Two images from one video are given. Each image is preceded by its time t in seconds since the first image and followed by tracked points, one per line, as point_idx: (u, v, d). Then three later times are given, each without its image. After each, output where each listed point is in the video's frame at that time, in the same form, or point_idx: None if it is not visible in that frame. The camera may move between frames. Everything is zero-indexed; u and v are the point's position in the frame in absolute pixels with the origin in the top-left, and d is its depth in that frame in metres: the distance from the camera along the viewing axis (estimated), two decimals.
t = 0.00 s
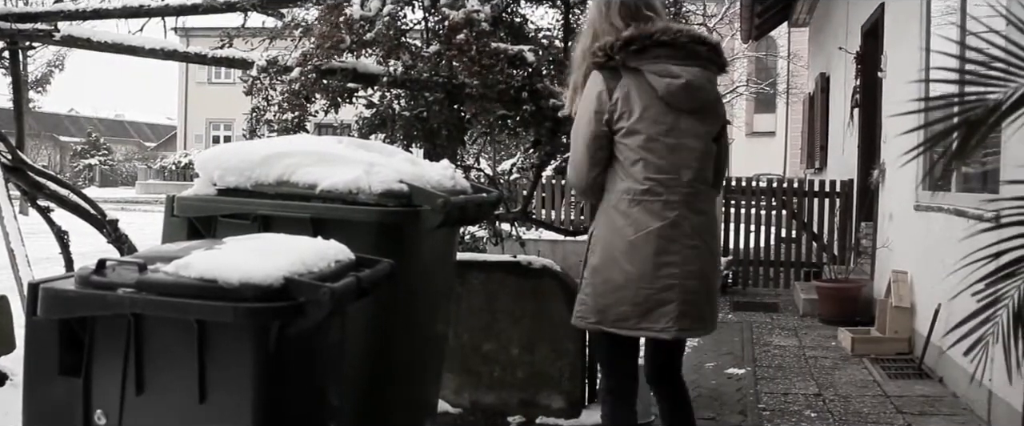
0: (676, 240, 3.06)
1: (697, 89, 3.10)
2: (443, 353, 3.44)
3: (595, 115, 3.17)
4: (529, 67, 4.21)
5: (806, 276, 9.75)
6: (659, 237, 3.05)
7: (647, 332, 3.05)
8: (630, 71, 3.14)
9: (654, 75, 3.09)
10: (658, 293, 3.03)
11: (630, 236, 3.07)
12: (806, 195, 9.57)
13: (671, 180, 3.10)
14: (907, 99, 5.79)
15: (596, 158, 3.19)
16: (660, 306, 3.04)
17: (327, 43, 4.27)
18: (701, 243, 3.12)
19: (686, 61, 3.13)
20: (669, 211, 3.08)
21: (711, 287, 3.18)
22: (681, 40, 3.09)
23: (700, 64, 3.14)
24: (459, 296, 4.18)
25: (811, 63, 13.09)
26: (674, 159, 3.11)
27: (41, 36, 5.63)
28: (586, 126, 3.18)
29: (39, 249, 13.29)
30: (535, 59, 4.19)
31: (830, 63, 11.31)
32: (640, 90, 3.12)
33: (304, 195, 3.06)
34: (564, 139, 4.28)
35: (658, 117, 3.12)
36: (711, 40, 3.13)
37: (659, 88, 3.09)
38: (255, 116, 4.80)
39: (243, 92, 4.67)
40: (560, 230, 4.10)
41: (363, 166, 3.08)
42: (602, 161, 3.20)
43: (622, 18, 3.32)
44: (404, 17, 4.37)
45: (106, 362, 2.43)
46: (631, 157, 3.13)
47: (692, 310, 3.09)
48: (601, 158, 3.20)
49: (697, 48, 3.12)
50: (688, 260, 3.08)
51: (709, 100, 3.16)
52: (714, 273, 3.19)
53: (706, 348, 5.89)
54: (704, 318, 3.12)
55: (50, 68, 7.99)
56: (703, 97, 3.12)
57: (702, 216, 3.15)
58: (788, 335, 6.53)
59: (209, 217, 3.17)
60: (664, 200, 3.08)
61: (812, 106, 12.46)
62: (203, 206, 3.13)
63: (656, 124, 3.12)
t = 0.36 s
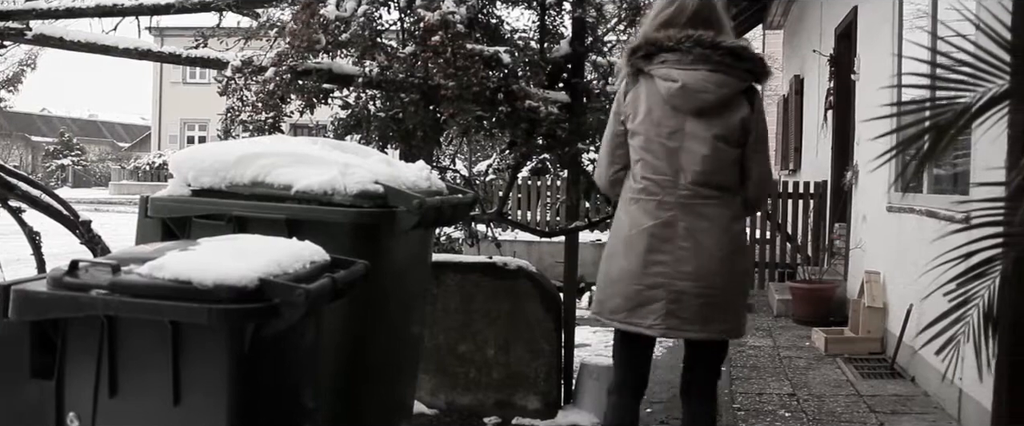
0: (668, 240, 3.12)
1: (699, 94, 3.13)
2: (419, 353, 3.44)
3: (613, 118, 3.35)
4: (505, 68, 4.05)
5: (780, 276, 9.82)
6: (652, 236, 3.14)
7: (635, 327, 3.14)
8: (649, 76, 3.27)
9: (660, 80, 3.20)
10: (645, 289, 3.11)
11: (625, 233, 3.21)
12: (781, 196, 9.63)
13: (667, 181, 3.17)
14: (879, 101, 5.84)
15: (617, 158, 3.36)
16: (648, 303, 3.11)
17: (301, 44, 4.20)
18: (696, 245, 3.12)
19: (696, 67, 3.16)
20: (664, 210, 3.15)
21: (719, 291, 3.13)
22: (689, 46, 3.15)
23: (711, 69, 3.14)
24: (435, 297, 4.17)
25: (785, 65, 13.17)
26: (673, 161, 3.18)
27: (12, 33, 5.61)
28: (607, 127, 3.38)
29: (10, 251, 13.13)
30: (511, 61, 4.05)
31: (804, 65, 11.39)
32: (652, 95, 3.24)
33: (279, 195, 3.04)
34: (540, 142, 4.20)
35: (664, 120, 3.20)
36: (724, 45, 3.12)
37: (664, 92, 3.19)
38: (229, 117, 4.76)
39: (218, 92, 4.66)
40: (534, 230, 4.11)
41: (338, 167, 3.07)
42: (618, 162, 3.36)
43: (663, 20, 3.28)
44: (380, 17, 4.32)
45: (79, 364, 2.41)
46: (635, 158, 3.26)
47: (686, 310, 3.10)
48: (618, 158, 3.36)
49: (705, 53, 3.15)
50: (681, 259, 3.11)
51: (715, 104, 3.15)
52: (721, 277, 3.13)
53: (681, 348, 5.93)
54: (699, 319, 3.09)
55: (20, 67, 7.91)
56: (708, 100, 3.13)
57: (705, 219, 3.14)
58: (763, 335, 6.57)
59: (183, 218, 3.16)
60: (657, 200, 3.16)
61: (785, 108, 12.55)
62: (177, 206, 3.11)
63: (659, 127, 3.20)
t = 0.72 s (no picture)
0: (662, 233, 3.19)
1: (699, 94, 3.20)
2: (397, 354, 3.44)
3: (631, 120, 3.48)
4: (482, 69, 4.06)
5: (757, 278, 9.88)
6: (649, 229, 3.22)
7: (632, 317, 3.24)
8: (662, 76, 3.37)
9: (668, 79, 3.31)
10: (640, 281, 3.21)
11: (631, 227, 3.33)
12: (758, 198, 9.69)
13: (666, 177, 3.24)
14: (855, 103, 5.88)
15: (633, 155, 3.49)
16: (642, 294, 3.20)
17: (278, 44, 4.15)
18: (687, 240, 3.15)
19: (702, 67, 3.23)
20: (659, 205, 3.23)
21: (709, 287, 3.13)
22: (696, 47, 3.23)
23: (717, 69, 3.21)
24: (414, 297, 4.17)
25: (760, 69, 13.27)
26: (675, 158, 3.25)
27: None
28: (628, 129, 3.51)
29: None
30: (489, 62, 4.06)
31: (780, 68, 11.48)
32: (663, 94, 3.35)
33: (256, 196, 3.03)
34: (517, 143, 4.21)
35: (669, 118, 3.29)
36: (729, 46, 3.18)
37: (671, 92, 3.29)
38: (205, 117, 4.72)
39: (194, 92, 4.64)
40: (511, 231, 4.11)
41: (315, 168, 3.06)
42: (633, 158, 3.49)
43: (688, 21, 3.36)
44: (358, 18, 4.31)
45: (53, 366, 2.39)
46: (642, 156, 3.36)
47: (676, 302, 3.14)
48: (634, 156, 3.49)
49: (711, 55, 3.22)
50: (671, 253, 3.16)
51: (716, 104, 3.19)
52: (716, 274, 3.13)
53: (658, 349, 5.95)
54: (687, 314, 3.12)
55: None
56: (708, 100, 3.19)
57: (701, 215, 3.16)
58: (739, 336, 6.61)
59: (159, 220, 3.13)
60: (655, 195, 3.25)
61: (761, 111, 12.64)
62: (153, 208, 3.09)
63: (664, 126, 3.29)
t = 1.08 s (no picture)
0: (677, 242, 3.53)
1: (704, 109, 3.52)
2: (377, 355, 3.44)
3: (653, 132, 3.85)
4: (463, 70, 4.07)
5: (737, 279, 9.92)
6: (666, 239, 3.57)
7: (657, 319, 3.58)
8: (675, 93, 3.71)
9: (678, 97, 3.65)
10: (662, 286, 3.55)
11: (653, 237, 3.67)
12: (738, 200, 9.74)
13: (678, 188, 3.59)
14: (834, 104, 5.92)
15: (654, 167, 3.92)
16: (664, 298, 3.54)
17: (259, 44, 4.16)
18: (700, 246, 3.46)
19: (708, 85, 3.55)
20: (677, 215, 3.56)
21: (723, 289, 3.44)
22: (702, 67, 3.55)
23: (717, 86, 3.51)
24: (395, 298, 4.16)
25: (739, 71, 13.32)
26: (685, 169, 3.59)
27: None
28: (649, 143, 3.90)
29: None
30: (470, 63, 4.07)
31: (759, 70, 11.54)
32: (673, 110, 3.69)
33: (236, 197, 3.01)
34: (498, 144, 4.22)
35: (679, 132, 3.63)
36: (727, 64, 3.47)
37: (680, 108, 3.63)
38: (185, 117, 4.71)
39: (174, 92, 4.62)
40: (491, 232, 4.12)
41: (295, 169, 3.05)
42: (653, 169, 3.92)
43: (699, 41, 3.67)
44: (338, 18, 4.30)
45: (30, 368, 2.37)
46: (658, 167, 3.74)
47: (695, 305, 3.46)
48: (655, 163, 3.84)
49: (712, 73, 3.53)
50: (688, 259, 3.49)
51: (719, 118, 3.49)
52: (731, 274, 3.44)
53: (639, 350, 5.98)
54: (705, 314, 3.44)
55: None
56: (712, 113, 3.50)
57: (710, 222, 3.48)
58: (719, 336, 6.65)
59: (137, 221, 3.11)
60: (670, 206, 3.60)
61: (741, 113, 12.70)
62: (132, 209, 3.07)
63: (675, 141, 3.64)
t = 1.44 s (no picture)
0: (694, 236, 3.46)
1: (721, 113, 3.47)
2: (359, 356, 3.43)
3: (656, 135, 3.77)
4: (444, 70, 4.07)
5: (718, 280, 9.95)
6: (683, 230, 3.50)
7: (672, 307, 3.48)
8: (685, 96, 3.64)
9: (691, 100, 3.57)
10: (679, 274, 3.47)
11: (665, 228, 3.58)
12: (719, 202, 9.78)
13: (694, 186, 3.53)
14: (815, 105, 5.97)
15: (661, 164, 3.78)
16: (680, 287, 3.46)
17: (240, 44, 4.14)
18: (719, 239, 3.42)
19: (722, 89, 3.50)
20: (691, 210, 3.50)
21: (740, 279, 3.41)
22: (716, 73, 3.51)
23: (731, 91, 3.47)
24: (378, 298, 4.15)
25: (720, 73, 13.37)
26: (701, 169, 3.53)
27: None
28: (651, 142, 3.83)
29: None
30: (451, 63, 4.07)
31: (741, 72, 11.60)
32: (685, 113, 3.61)
33: (217, 198, 3.00)
34: (479, 145, 4.24)
35: (691, 135, 3.57)
36: (741, 69, 3.44)
37: (694, 111, 3.56)
38: (166, 117, 4.69)
39: (154, 92, 4.60)
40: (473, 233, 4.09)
41: (277, 170, 3.04)
42: (660, 164, 3.79)
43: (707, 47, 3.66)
44: (320, 19, 4.29)
45: (9, 369, 2.35)
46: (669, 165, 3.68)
47: (714, 295, 3.40)
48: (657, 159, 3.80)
49: (726, 77, 3.49)
50: (706, 251, 3.44)
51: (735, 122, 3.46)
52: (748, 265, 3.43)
53: (620, 350, 6.00)
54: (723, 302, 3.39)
55: None
56: (727, 117, 3.47)
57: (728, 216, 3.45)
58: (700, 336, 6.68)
59: (118, 222, 3.09)
60: (687, 202, 3.53)
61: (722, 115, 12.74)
62: (112, 209, 3.04)
63: (689, 141, 3.57)
